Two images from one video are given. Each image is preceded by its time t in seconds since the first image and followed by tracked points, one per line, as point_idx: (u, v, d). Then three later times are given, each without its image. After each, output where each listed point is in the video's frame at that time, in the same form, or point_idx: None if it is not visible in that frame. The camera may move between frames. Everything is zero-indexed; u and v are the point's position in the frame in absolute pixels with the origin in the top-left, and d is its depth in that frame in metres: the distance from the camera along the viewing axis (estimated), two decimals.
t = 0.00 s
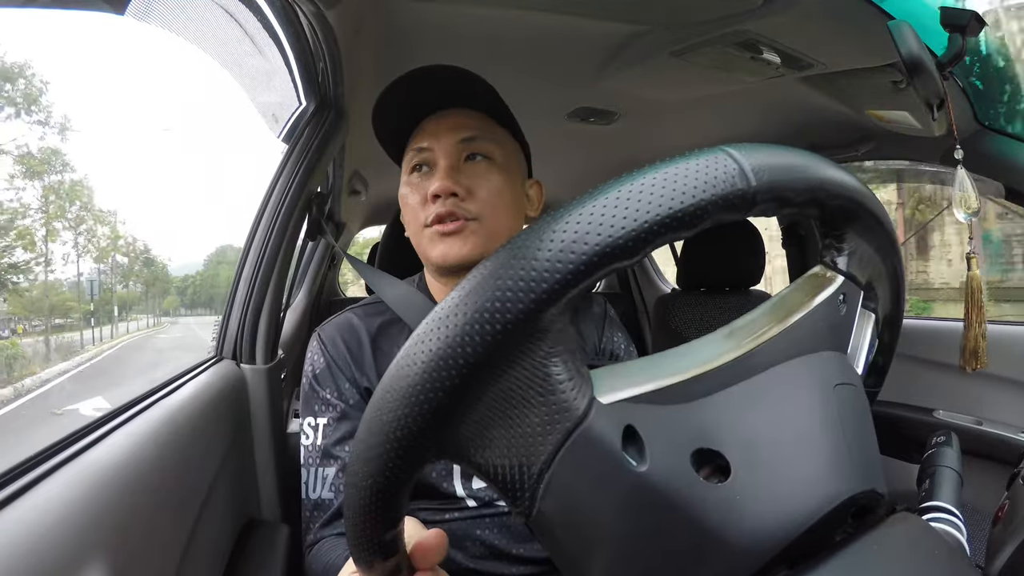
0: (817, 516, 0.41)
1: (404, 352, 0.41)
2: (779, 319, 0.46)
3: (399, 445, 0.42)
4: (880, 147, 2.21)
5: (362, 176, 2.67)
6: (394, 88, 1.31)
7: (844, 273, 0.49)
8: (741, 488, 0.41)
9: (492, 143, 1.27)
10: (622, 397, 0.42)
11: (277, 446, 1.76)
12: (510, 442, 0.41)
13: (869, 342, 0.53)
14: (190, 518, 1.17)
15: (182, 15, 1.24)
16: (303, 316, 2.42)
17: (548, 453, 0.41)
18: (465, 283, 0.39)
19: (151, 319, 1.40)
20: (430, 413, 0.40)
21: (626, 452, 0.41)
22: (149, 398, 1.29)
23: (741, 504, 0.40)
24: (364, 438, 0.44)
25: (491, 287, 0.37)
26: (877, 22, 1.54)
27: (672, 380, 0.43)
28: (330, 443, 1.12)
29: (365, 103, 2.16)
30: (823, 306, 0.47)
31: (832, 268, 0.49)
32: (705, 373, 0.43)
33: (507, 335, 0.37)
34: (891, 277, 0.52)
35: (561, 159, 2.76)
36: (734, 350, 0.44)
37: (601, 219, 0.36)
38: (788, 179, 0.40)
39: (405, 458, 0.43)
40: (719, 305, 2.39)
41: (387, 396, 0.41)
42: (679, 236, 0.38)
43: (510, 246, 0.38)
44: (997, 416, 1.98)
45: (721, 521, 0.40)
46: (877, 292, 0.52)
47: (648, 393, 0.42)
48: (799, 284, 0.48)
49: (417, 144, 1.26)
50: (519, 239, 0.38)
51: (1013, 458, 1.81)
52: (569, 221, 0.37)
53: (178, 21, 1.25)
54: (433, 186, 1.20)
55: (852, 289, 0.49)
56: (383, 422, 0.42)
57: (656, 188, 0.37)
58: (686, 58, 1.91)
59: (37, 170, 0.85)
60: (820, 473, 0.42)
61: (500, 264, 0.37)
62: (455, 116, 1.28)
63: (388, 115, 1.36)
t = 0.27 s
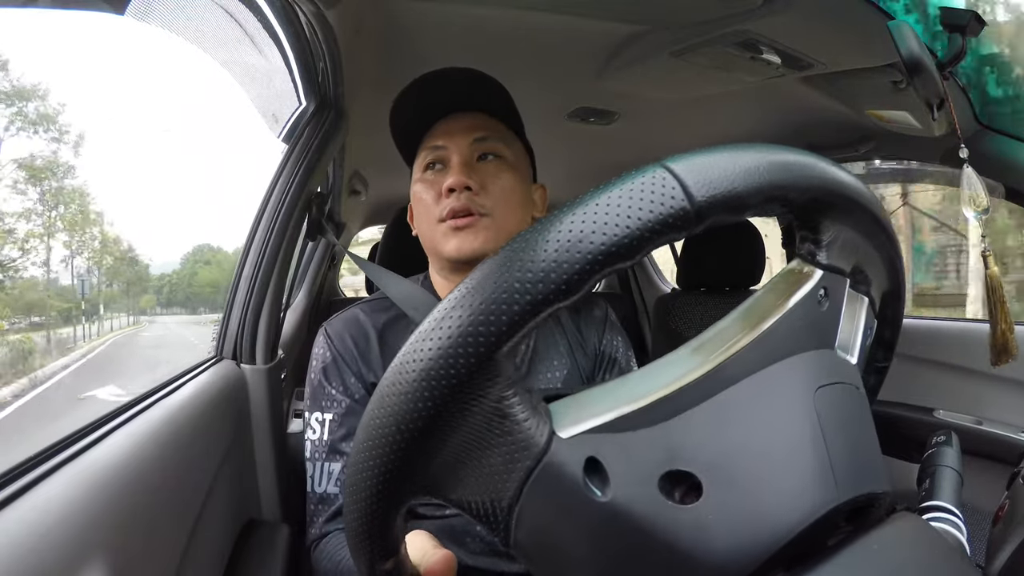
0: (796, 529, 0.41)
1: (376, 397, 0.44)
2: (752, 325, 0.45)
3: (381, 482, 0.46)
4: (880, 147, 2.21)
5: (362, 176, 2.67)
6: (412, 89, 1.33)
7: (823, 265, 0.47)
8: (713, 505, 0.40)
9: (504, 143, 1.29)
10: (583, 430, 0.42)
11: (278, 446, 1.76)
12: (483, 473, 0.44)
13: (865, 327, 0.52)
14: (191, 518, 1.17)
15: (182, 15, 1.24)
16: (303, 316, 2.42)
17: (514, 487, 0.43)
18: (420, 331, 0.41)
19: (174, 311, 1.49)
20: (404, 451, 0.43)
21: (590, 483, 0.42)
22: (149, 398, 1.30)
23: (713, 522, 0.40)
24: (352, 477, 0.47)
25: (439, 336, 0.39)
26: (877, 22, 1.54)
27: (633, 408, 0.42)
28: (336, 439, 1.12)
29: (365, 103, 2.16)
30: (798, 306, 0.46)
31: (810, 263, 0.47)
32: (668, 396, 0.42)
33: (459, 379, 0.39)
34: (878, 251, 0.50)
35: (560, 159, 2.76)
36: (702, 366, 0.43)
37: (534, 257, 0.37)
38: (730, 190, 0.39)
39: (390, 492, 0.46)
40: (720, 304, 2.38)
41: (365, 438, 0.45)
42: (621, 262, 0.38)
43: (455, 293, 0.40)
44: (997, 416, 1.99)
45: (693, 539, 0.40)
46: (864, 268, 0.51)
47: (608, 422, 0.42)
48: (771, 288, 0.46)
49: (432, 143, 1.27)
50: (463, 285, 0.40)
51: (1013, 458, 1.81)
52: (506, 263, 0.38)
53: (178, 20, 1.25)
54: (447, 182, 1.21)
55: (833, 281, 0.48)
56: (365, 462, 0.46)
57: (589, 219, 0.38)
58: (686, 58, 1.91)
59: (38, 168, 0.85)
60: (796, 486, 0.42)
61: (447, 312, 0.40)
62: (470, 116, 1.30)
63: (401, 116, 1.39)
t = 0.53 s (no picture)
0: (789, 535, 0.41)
1: (364, 420, 0.45)
2: (737, 332, 0.44)
3: (376, 499, 0.47)
4: (880, 147, 2.21)
5: (362, 176, 2.67)
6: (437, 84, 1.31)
7: (812, 266, 0.47)
8: (700, 513, 0.41)
9: (522, 148, 1.29)
10: (566, 445, 0.43)
11: (278, 446, 1.76)
12: (473, 488, 0.45)
13: (860, 322, 0.51)
14: (190, 518, 1.17)
15: (182, 15, 1.24)
16: (303, 316, 2.42)
17: (502, 503, 0.44)
18: (401, 356, 0.42)
19: (151, 311, 1.37)
20: (395, 469, 0.45)
21: (575, 497, 0.42)
22: (149, 398, 1.30)
23: (700, 532, 0.40)
24: (348, 496, 0.49)
25: (418, 362, 0.41)
26: (878, 22, 1.54)
27: (614, 422, 0.43)
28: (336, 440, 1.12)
29: (365, 103, 2.16)
30: (785, 310, 0.45)
31: (798, 263, 0.47)
32: (649, 410, 0.42)
33: (440, 402, 0.41)
34: (871, 240, 0.50)
35: (560, 159, 2.76)
36: (685, 376, 0.43)
37: (502, 281, 0.38)
38: (699, 201, 0.39)
39: (387, 508, 0.48)
40: (719, 304, 2.38)
41: (357, 460, 0.46)
42: (592, 280, 0.38)
43: (431, 318, 0.41)
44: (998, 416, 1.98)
45: (681, 548, 0.40)
46: (857, 260, 0.50)
47: (590, 437, 0.43)
48: (758, 291, 0.45)
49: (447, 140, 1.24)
50: (439, 310, 0.41)
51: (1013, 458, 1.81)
52: (477, 287, 0.39)
53: (179, 20, 1.25)
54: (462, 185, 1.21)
55: (821, 280, 0.47)
56: (359, 482, 0.47)
57: (556, 239, 0.38)
58: (686, 58, 1.91)
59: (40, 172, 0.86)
60: (786, 493, 0.41)
61: (425, 337, 0.41)
62: (490, 117, 1.28)
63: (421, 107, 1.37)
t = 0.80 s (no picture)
0: (787, 536, 0.41)
1: (363, 423, 0.46)
2: (735, 333, 0.44)
3: (376, 502, 0.47)
4: (880, 147, 2.21)
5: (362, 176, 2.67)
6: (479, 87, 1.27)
7: (810, 265, 0.46)
8: (697, 515, 0.41)
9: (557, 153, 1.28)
10: (563, 448, 0.43)
11: (278, 446, 1.76)
12: (470, 492, 0.45)
13: (860, 319, 0.51)
14: (190, 517, 1.17)
15: (181, 15, 1.24)
16: (303, 316, 2.42)
17: (499, 507, 0.44)
18: (399, 359, 0.42)
19: (126, 311, 1.27)
20: (394, 471, 0.45)
21: (573, 499, 0.42)
22: (149, 398, 1.30)
23: (698, 534, 0.40)
24: (348, 499, 0.49)
25: (416, 365, 0.41)
26: (878, 21, 1.54)
27: (611, 424, 0.43)
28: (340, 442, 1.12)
29: (364, 102, 2.16)
30: (783, 310, 0.45)
31: (796, 263, 0.46)
32: (648, 410, 0.43)
33: (437, 404, 0.41)
34: (872, 238, 0.49)
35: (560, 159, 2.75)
36: (682, 378, 0.43)
37: (499, 284, 0.38)
38: (694, 203, 0.39)
39: (386, 511, 0.48)
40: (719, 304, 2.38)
41: (358, 463, 0.47)
42: (588, 284, 0.38)
43: (429, 321, 0.41)
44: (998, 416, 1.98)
45: (678, 549, 0.40)
46: (857, 258, 0.50)
47: (587, 440, 0.43)
48: (755, 292, 0.45)
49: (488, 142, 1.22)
50: (437, 313, 0.41)
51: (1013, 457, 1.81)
52: (474, 290, 0.39)
53: (179, 20, 1.25)
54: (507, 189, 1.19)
55: (821, 279, 0.47)
56: (359, 485, 0.47)
57: (551, 241, 0.38)
58: (686, 58, 1.91)
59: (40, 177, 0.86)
60: (783, 495, 0.41)
61: (423, 340, 0.41)
62: (531, 121, 1.26)
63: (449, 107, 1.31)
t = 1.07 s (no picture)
0: (784, 539, 0.41)
1: (361, 425, 0.46)
2: (732, 334, 0.44)
3: (374, 503, 0.47)
4: (880, 147, 2.21)
5: (362, 176, 2.67)
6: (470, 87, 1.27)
7: (807, 265, 0.46)
8: (695, 517, 0.41)
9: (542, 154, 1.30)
10: (561, 450, 0.43)
11: (278, 445, 1.77)
12: (468, 495, 0.45)
13: (859, 319, 0.51)
14: (190, 517, 1.17)
15: (181, 15, 1.24)
16: (303, 316, 2.42)
17: (496, 509, 0.44)
18: (396, 362, 0.43)
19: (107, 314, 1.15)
20: (392, 473, 0.45)
21: (571, 502, 0.42)
22: (148, 398, 1.30)
23: (696, 537, 0.41)
24: (348, 501, 0.49)
25: (413, 368, 0.41)
26: (877, 22, 1.54)
27: (608, 426, 0.43)
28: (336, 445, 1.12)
29: (364, 103, 2.16)
30: (781, 310, 0.45)
31: (793, 263, 0.46)
32: (648, 411, 0.42)
33: (434, 407, 0.41)
34: (869, 238, 0.49)
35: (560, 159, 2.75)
36: (680, 379, 0.43)
37: (493, 286, 0.38)
38: (689, 205, 0.39)
39: (385, 513, 0.48)
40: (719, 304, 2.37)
41: (356, 465, 0.47)
42: (582, 286, 0.38)
43: (425, 324, 0.41)
44: (997, 416, 1.99)
45: (676, 551, 0.41)
46: (855, 257, 0.50)
47: (585, 442, 0.42)
48: (753, 292, 0.45)
49: (478, 142, 1.23)
50: (434, 316, 0.41)
51: (1013, 457, 1.81)
52: (469, 293, 0.39)
53: (179, 20, 1.25)
54: (498, 188, 1.20)
55: (819, 280, 0.47)
56: (358, 487, 0.47)
57: (546, 244, 0.38)
58: (686, 58, 1.92)
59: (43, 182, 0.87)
60: (781, 498, 0.41)
61: (420, 343, 0.41)
62: (518, 122, 1.28)
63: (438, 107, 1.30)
